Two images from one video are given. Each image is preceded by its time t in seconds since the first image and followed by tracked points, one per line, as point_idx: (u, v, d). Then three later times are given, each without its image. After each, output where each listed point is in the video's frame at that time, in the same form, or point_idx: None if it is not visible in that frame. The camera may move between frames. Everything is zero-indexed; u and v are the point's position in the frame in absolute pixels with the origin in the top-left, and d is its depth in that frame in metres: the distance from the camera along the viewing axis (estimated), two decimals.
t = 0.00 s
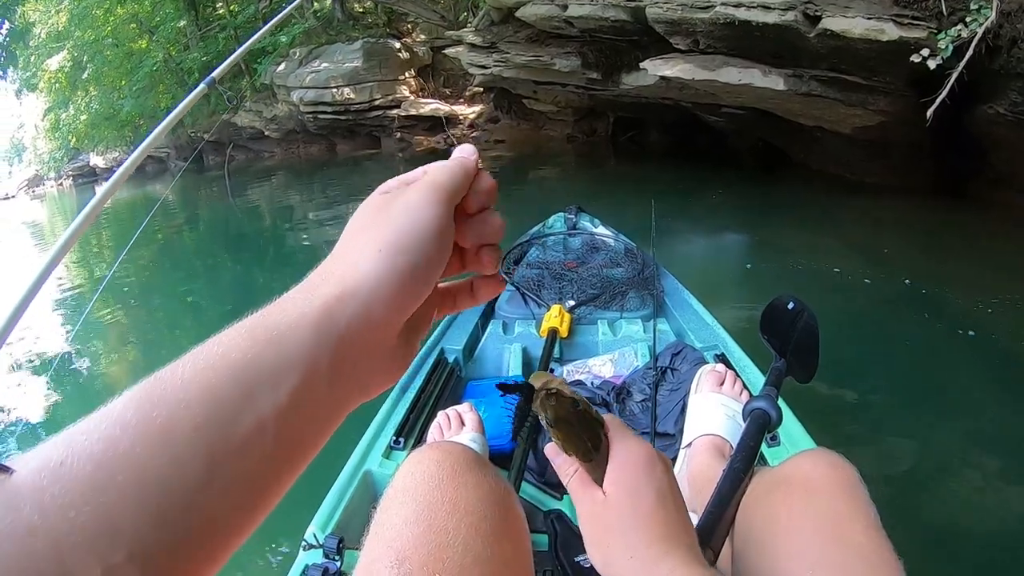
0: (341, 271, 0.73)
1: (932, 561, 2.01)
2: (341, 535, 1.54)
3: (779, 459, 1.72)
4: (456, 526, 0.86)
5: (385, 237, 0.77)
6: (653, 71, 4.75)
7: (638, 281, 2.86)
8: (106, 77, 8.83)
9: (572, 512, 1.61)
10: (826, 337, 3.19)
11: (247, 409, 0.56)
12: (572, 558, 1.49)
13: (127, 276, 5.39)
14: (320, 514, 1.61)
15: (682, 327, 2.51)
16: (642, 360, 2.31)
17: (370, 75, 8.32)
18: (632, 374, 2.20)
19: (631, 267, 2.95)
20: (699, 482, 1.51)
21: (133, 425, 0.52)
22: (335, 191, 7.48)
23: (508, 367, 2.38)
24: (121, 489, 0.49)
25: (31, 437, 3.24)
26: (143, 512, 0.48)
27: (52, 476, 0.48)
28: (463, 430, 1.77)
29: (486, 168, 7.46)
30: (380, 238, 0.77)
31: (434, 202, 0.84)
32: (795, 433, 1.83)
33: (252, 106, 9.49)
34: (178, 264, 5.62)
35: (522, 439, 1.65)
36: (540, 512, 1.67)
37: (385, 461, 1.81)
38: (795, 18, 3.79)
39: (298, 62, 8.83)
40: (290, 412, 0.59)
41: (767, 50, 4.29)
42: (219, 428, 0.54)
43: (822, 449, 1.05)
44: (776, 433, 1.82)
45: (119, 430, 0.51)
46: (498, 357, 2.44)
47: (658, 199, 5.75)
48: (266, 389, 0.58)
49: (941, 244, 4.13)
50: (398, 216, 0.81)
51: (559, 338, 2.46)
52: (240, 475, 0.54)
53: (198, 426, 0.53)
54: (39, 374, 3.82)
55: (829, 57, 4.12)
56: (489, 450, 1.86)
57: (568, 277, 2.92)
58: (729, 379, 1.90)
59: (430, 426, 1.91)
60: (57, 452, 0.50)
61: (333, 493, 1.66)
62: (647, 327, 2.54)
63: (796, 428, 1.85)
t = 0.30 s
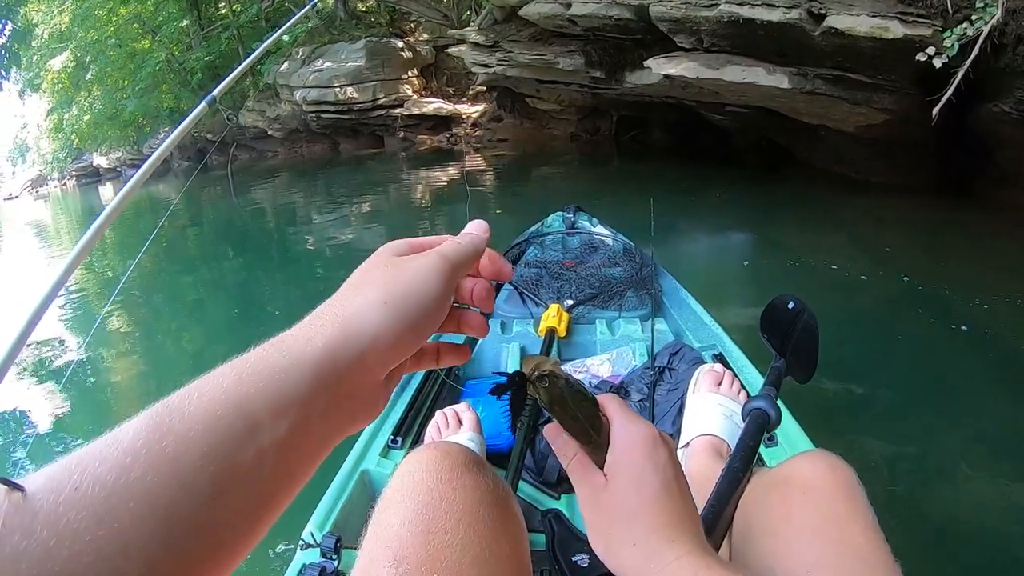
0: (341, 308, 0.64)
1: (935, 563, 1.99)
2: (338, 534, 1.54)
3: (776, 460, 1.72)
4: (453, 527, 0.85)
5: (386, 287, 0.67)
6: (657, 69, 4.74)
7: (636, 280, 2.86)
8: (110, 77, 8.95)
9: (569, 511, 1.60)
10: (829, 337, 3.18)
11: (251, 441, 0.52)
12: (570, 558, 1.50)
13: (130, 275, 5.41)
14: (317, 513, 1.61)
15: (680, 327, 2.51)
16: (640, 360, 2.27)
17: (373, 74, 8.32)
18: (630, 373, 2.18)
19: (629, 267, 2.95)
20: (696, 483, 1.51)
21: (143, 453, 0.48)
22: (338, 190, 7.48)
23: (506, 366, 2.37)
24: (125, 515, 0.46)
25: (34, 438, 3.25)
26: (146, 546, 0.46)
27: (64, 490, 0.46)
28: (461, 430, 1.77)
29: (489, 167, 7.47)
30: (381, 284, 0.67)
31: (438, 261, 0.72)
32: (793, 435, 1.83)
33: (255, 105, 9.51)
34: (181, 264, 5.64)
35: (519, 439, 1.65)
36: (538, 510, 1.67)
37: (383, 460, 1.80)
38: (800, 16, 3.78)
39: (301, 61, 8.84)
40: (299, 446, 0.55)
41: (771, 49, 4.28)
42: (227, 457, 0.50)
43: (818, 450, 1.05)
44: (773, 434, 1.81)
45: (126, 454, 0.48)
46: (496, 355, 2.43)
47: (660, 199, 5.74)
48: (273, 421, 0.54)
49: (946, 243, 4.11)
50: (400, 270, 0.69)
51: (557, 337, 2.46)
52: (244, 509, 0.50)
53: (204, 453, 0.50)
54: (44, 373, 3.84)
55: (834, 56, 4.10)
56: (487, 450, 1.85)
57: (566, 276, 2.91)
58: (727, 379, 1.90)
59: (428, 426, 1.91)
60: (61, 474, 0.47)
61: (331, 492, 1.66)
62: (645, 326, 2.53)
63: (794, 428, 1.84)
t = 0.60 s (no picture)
0: (292, 362, 0.78)
1: (939, 564, 1.97)
2: (335, 535, 1.54)
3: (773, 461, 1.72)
4: (448, 530, 0.85)
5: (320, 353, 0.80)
6: (659, 69, 4.73)
7: (633, 281, 2.88)
8: (111, 79, 8.94)
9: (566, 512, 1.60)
10: (832, 337, 3.16)
11: (241, 454, 0.64)
12: (567, 559, 1.49)
13: (132, 277, 5.42)
14: (313, 514, 1.60)
15: (677, 326, 2.50)
16: (637, 361, 2.28)
17: (375, 74, 8.30)
18: (627, 374, 2.17)
19: (627, 268, 2.97)
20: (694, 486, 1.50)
21: (149, 460, 0.60)
22: (340, 191, 7.48)
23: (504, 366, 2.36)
24: (126, 513, 0.55)
25: (37, 440, 3.25)
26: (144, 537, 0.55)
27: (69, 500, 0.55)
28: (458, 430, 1.75)
29: (492, 167, 7.47)
30: (318, 351, 0.80)
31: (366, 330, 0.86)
32: (791, 436, 1.82)
33: (257, 106, 9.52)
34: (184, 265, 5.65)
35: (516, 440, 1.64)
36: (535, 511, 1.66)
37: (379, 461, 1.80)
38: (803, 15, 3.78)
39: (303, 62, 8.85)
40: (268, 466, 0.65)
41: (774, 47, 4.26)
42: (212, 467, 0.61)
43: (815, 453, 1.03)
44: (770, 434, 1.81)
45: (124, 471, 0.58)
46: (493, 356, 2.43)
47: (663, 198, 5.72)
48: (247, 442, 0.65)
49: (950, 242, 4.09)
50: (335, 342, 0.82)
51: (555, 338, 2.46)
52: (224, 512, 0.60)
53: (196, 461, 0.61)
54: (46, 374, 3.84)
55: (838, 54, 4.08)
56: (484, 451, 1.84)
57: (563, 277, 2.91)
58: (724, 380, 1.89)
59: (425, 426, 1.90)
60: (65, 490, 0.56)
61: (327, 493, 1.65)
62: (642, 327, 2.52)
63: (792, 430, 1.83)
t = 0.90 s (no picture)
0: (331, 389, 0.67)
1: (945, 562, 1.97)
2: (333, 537, 1.55)
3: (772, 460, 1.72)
4: (448, 526, 0.86)
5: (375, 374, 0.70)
6: (661, 68, 4.72)
7: (632, 281, 2.86)
8: (112, 81, 8.96)
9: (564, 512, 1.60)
10: (836, 336, 3.16)
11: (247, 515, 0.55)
12: (565, 558, 1.49)
13: (134, 280, 5.41)
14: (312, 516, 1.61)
15: (675, 326, 2.49)
16: (635, 360, 2.27)
17: (376, 75, 8.33)
18: (625, 373, 2.17)
19: (624, 268, 2.95)
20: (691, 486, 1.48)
21: (136, 524, 0.49)
22: (341, 192, 7.48)
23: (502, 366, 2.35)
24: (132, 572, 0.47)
25: (39, 442, 3.24)
26: None
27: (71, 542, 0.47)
28: (455, 431, 1.76)
29: (493, 167, 7.47)
30: (369, 368, 0.71)
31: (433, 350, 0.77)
32: (789, 435, 1.82)
33: (258, 108, 9.52)
34: (185, 267, 5.64)
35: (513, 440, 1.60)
36: (532, 511, 1.66)
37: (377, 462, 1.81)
38: (805, 13, 3.77)
39: (304, 64, 8.86)
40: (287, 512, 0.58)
41: (776, 46, 4.26)
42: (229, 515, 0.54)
43: (816, 450, 1.03)
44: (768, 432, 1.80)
45: (128, 513, 0.50)
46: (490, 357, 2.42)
47: (664, 198, 5.71)
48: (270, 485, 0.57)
49: (953, 240, 4.08)
50: (397, 356, 0.73)
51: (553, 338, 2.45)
52: None
53: (225, 495, 0.54)
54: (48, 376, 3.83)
55: (840, 53, 4.08)
56: (482, 451, 1.84)
57: (561, 276, 2.90)
58: (722, 379, 1.89)
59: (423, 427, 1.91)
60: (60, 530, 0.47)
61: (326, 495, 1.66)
62: (640, 327, 2.51)
63: (790, 429, 1.83)
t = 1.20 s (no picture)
0: (305, 381, 0.91)
1: (952, 561, 1.96)
2: (333, 538, 1.54)
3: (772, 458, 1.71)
4: (443, 526, 0.95)
5: (296, 379, 0.90)
6: (664, 68, 4.70)
7: (630, 281, 2.85)
8: (113, 82, 8.96)
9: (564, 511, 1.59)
10: (839, 335, 3.16)
11: (220, 468, 0.77)
12: (565, 559, 1.49)
13: (137, 281, 5.39)
14: (312, 517, 1.60)
15: (674, 326, 2.49)
16: (634, 360, 2.26)
17: (377, 76, 8.31)
18: (624, 373, 2.14)
19: (622, 267, 2.94)
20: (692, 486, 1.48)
21: (136, 470, 0.71)
22: (343, 193, 7.48)
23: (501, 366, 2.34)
24: (99, 536, 0.64)
25: (43, 444, 3.23)
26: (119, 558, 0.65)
27: (46, 513, 0.64)
28: (455, 432, 1.76)
29: (494, 168, 7.47)
30: (345, 361, 0.94)
31: (414, 362, 0.98)
32: (789, 434, 1.81)
33: (259, 108, 9.52)
34: (187, 268, 5.63)
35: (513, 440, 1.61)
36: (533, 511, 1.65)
37: (377, 463, 1.80)
38: (808, 13, 3.77)
39: (305, 65, 8.85)
40: (223, 490, 0.77)
41: (779, 46, 4.26)
42: (177, 491, 0.72)
43: (814, 450, 1.13)
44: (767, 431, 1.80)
45: (96, 486, 0.68)
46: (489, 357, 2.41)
47: (665, 198, 5.71)
48: (204, 473, 0.76)
49: (956, 240, 4.07)
50: (373, 354, 0.96)
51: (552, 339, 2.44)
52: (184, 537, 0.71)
53: (194, 454, 0.76)
54: (51, 379, 3.81)
55: (843, 52, 4.08)
56: (481, 451, 1.83)
57: (559, 277, 2.89)
58: (721, 377, 1.88)
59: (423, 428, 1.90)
60: (40, 510, 0.64)
61: (325, 496, 1.65)
62: (639, 327, 2.51)
63: (790, 428, 1.82)
